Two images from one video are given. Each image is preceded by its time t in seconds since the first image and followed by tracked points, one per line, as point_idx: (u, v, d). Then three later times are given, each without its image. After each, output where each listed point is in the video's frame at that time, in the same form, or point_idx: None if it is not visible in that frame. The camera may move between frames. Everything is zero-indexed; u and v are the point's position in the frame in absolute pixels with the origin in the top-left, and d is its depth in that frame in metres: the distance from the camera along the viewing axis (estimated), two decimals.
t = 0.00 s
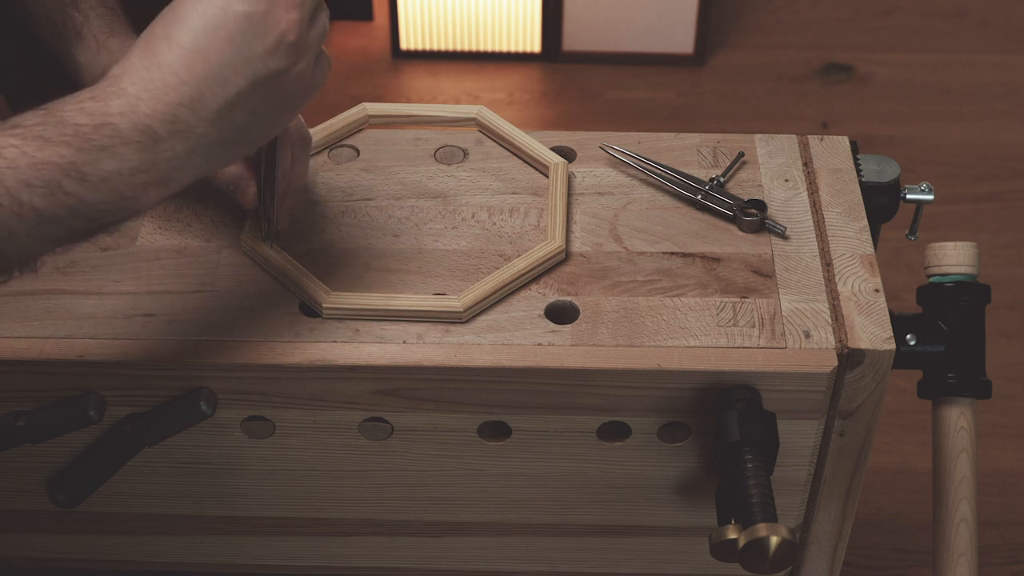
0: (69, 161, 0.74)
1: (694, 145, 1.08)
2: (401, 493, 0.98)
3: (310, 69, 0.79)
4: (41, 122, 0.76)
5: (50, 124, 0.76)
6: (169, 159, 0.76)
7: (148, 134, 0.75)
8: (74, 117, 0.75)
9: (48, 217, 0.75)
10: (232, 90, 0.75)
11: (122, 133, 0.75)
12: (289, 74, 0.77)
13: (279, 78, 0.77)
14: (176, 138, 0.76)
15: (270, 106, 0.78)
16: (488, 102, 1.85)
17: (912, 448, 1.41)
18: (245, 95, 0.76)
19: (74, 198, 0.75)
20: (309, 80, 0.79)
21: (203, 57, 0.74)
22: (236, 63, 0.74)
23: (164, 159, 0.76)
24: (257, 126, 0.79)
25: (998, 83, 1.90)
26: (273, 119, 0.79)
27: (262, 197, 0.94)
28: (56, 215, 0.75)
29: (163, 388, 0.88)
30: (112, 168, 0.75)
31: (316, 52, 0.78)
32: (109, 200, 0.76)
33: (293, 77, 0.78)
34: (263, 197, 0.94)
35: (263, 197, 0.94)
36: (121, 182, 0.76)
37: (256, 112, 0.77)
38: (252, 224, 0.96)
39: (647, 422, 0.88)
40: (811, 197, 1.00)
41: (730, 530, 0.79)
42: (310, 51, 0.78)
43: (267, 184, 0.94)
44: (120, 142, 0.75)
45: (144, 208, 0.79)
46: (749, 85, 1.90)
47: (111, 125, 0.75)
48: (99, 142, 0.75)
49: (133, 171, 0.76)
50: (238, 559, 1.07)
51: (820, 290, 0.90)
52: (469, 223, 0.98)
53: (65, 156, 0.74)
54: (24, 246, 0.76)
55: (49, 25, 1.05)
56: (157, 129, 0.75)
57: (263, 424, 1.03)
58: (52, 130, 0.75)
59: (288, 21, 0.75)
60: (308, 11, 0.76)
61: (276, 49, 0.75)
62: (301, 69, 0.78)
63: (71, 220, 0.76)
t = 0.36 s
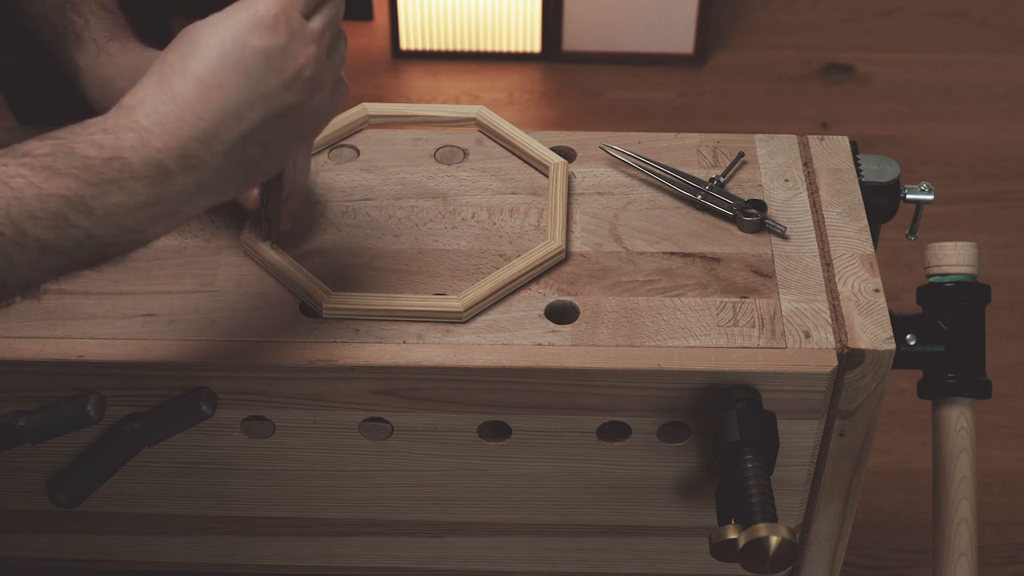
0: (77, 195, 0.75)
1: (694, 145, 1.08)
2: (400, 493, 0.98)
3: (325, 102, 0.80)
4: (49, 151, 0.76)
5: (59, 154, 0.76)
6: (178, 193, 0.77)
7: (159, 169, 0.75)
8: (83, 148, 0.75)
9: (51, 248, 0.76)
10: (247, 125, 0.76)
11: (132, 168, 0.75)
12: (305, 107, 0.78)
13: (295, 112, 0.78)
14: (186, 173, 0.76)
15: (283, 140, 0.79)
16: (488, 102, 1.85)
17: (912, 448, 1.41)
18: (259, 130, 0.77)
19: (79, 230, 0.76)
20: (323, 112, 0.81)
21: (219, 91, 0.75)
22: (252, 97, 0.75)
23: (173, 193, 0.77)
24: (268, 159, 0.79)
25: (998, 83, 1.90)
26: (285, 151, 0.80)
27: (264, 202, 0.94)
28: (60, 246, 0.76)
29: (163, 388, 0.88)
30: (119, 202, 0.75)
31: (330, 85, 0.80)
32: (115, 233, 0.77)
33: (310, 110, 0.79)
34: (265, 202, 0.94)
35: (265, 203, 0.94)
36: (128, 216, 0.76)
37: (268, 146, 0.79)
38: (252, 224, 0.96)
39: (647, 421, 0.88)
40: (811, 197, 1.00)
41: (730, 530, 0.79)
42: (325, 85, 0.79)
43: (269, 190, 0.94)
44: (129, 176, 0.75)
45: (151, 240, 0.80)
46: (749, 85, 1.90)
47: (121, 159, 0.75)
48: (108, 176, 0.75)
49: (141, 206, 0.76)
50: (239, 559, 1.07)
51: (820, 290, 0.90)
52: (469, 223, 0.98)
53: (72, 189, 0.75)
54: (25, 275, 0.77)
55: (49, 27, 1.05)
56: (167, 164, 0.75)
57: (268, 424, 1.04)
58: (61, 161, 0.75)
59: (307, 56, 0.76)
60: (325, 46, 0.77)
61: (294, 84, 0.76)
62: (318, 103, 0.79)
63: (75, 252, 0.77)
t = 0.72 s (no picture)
0: (73, 198, 0.76)
1: (694, 145, 1.08)
2: (400, 493, 0.98)
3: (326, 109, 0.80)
4: (47, 156, 0.78)
5: (57, 158, 0.77)
6: (175, 195, 0.77)
7: (154, 172, 0.76)
8: (80, 152, 0.76)
9: (47, 252, 0.77)
10: (243, 130, 0.76)
11: (127, 171, 0.75)
12: (303, 113, 0.78)
13: (293, 117, 0.78)
14: (182, 176, 0.77)
15: (283, 145, 0.79)
16: (488, 102, 1.85)
17: (912, 448, 1.41)
18: (257, 136, 0.77)
19: (75, 233, 0.76)
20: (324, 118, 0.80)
21: (216, 97, 0.75)
22: (249, 104, 0.75)
23: (169, 196, 0.77)
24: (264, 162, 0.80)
25: (997, 83, 1.90)
26: (284, 156, 0.81)
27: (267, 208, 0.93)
28: (55, 249, 0.77)
29: (163, 388, 0.88)
30: (115, 206, 0.76)
31: (332, 92, 0.79)
32: (112, 236, 0.77)
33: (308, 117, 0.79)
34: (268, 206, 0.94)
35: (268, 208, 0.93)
36: (124, 218, 0.77)
37: (267, 152, 0.79)
38: (252, 224, 0.96)
39: (647, 421, 0.88)
40: (811, 197, 1.00)
41: (730, 530, 0.79)
42: (327, 92, 0.79)
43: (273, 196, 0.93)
44: (124, 180, 0.76)
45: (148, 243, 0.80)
46: (748, 85, 1.90)
47: (117, 162, 0.75)
48: (104, 179, 0.75)
49: (137, 209, 0.77)
50: (239, 559, 1.07)
51: (820, 290, 0.90)
52: (469, 223, 0.98)
53: (69, 192, 0.76)
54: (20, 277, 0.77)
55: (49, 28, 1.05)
56: (162, 168, 0.76)
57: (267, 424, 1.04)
58: (58, 165, 0.76)
59: (307, 64, 0.76)
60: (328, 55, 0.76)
61: (291, 91, 0.76)
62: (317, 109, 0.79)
63: (71, 255, 0.77)
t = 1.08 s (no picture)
0: (78, 164, 0.75)
1: (694, 145, 1.08)
2: (400, 493, 0.98)
3: (331, 122, 0.75)
4: (53, 125, 0.77)
5: (63, 125, 0.77)
6: (172, 166, 0.76)
7: (152, 139, 0.75)
8: (85, 118, 0.76)
9: (57, 223, 0.76)
10: (234, 116, 0.74)
11: (128, 136, 0.75)
12: (301, 118, 0.74)
13: (290, 118, 0.74)
14: (180, 149, 0.75)
15: (278, 142, 0.76)
16: (488, 102, 1.85)
17: (913, 448, 1.41)
18: (250, 124, 0.74)
19: (81, 202, 0.76)
20: (329, 133, 0.76)
21: (213, 74, 0.73)
22: (243, 90, 0.73)
23: (167, 167, 0.76)
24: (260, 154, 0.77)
25: (997, 83, 1.90)
26: (278, 155, 0.77)
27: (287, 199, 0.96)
28: (64, 219, 0.76)
29: (163, 388, 0.88)
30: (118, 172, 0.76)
31: (345, 110, 0.75)
32: (115, 205, 0.77)
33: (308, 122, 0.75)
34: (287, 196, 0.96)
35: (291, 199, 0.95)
36: (126, 186, 0.76)
37: (260, 144, 0.76)
38: (252, 224, 0.96)
39: (647, 421, 0.88)
40: (811, 197, 1.00)
41: (730, 530, 0.79)
42: (336, 104, 0.74)
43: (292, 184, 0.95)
44: (127, 145, 0.75)
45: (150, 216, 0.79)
46: (748, 85, 1.90)
47: (119, 127, 0.75)
48: (107, 144, 0.75)
49: (138, 176, 0.76)
50: (239, 559, 1.07)
51: (820, 290, 0.90)
52: (469, 223, 0.98)
53: (74, 159, 0.75)
54: (33, 252, 0.77)
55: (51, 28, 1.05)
56: (160, 135, 0.75)
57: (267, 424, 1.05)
58: (63, 132, 0.76)
59: (313, 66, 0.72)
60: (339, 66, 0.72)
61: (290, 91, 0.73)
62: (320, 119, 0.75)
63: (79, 227, 0.77)
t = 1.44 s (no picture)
0: (88, 152, 0.75)
1: (694, 145, 1.08)
2: (400, 493, 0.97)
3: (341, 123, 0.77)
4: (63, 114, 0.77)
5: (72, 114, 0.76)
6: (182, 153, 0.76)
7: (163, 126, 0.75)
8: (96, 105, 0.76)
9: (66, 212, 0.76)
10: (245, 107, 0.75)
11: (140, 123, 0.75)
12: (313, 116, 0.76)
13: (301, 115, 0.76)
14: (189, 136, 0.76)
15: (285, 138, 0.77)
16: (488, 102, 1.85)
17: (913, 448, 1.41)
18: (259, 116, 0.76)
19: (91, 190, 0.76)
20: (338, 133, 0.78)
21: (228, 64, 0.75)
22: (257, 81, 0.74)
23: (177, 154, 0.76)
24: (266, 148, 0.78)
25: (997, 83, 1.90)
26: (285, 152, 0.78)
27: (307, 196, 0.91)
28: (74, 208, 0.76)
29: (163, 388, 0.88)
30: (128, 159, 0.76)
31: (356, 112, 0.77)
32: (124, 192, 0.76)
33: (317, 119, 0.76)
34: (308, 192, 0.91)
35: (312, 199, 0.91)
36: (136, 174, 0.76)
37: (267, 137, 0.77)
38: (252, 224, 0.96)
39: (647, 422, 0.88)
40: (811, 197, 1.00)
41: (730, 530, 0.79)
42: (348, 105, 0.77)
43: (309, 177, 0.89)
44: (137, 132, 0.75)
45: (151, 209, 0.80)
46: (749, 85, 1.90)
47: (130, 114, 0.76)
48: (118, 132, 0.75)
49: (148, 163, 0.76)
50: (239, 559, 1.07)
51: (820, 290, 0.90)
52: (469, 223, 0.98)
53: (84, 148, 0.75)
54: (42, 241, 0.76)
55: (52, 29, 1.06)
56: (171, 121, 0.75)
57: (267, 424, 1.05)
58: (74, 120, 0.76)
59: (330, 64, 0.75)
60: (354, 69, 0.75)
61: (305, 87, 0.75)
62: (330, 117, 0.76)
63: (88, 216, 0.77)
